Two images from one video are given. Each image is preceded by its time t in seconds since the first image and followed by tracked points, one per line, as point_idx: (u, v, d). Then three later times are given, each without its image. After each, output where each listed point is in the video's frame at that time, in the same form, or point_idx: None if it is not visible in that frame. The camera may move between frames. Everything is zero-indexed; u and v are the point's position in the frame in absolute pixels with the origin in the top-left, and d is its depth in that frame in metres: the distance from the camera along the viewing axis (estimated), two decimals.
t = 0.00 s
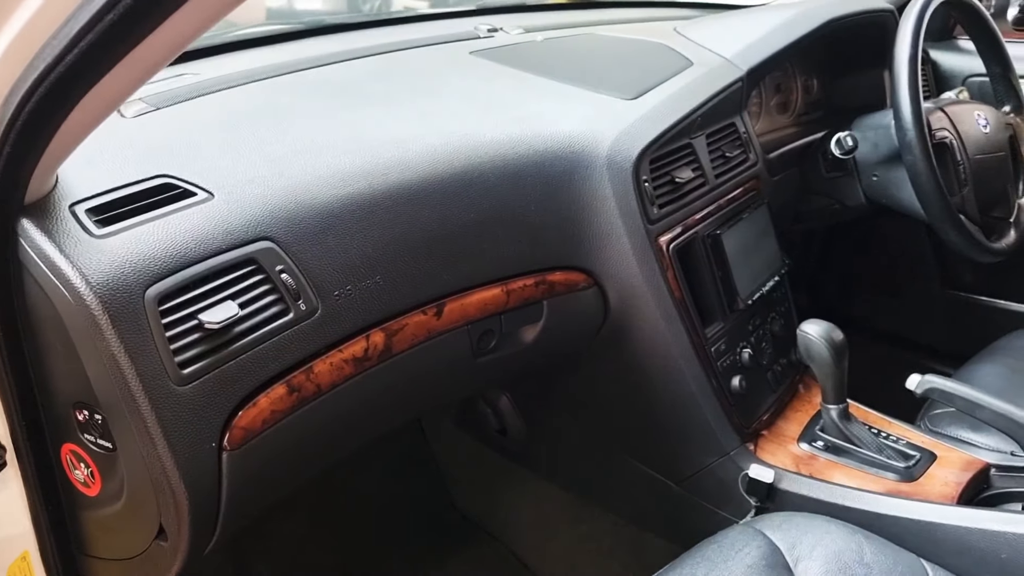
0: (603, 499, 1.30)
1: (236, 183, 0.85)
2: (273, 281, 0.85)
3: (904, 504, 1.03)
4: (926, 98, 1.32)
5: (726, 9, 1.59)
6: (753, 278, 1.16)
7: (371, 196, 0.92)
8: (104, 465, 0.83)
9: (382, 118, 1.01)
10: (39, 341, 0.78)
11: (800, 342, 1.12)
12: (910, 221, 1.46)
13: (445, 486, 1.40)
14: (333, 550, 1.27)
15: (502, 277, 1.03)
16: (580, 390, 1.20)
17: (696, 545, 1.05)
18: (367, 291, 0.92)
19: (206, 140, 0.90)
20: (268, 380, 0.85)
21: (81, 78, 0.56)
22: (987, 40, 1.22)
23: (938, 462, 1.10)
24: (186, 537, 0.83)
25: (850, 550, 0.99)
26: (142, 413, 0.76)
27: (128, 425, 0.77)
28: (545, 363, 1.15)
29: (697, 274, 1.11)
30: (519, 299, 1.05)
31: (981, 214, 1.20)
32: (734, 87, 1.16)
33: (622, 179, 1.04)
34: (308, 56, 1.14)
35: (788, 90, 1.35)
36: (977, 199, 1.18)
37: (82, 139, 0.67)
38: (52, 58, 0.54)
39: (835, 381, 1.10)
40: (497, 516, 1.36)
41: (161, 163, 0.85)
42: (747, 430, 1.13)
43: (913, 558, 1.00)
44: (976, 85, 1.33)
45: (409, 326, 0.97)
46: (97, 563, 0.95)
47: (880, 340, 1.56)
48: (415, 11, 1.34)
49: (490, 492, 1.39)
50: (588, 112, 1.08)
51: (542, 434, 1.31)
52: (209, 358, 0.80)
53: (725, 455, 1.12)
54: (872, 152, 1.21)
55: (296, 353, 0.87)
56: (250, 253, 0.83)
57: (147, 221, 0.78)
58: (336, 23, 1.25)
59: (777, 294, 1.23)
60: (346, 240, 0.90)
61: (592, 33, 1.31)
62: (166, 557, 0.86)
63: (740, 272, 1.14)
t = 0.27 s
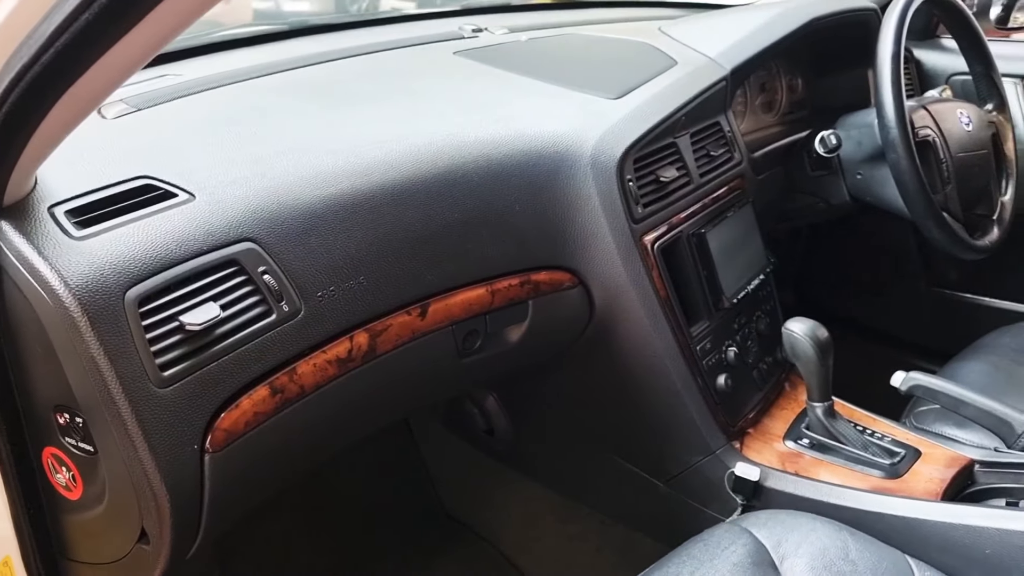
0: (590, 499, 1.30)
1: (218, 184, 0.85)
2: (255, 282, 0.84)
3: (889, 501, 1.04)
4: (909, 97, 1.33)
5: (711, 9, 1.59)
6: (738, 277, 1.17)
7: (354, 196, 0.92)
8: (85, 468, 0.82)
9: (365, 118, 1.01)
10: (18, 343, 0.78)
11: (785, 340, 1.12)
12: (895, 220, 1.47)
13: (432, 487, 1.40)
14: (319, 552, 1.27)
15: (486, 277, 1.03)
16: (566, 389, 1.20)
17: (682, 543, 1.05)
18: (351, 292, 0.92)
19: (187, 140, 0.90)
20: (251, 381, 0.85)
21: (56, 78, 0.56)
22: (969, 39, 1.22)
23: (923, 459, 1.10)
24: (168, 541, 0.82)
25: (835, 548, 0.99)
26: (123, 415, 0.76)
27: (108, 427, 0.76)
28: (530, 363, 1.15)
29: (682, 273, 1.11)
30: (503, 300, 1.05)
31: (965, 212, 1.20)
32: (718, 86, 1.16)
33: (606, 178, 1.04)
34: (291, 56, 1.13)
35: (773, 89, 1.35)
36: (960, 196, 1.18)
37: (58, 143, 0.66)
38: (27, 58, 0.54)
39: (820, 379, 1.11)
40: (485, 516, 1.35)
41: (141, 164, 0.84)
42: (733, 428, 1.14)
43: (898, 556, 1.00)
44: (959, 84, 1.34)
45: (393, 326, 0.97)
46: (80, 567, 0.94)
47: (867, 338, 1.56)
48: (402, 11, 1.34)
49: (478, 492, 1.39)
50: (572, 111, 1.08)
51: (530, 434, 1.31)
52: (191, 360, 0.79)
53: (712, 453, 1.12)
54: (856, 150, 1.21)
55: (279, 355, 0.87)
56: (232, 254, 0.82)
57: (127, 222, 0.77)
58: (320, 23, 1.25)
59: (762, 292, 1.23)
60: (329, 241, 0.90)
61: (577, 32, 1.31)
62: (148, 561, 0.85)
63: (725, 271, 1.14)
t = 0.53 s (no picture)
0: (573, 498, 1.30)
1: (191, 187, 0.84)
2: (229, 285, 0.84)
3: (868, 496, 1.05)
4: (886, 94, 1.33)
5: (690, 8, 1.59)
6: (717, 274, 1.17)
7: (329, 198, 0.91)
8: (59, 475, 0.82)
9: (340, 119, 1.00)
10: None
11: (765, 338, 1.12)
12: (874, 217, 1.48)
13: (415, 489, 1.39)
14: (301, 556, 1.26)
15: (464, 278, 1.03)
16: (547, 389, 1.20)
17: (664, 542, 1.05)
18: (327, 294, 0.91)
19: (159, 143, 0.89)
20: (226, 386, 0.84)
21: (19, 81, 0.55)
22: (945, 36, 1.23)
23: (902, 454, 1.11)
24: (142, 548, 0.82)
25: (814, 544, 0.99)
26: (95, 421, 0.75)
27: (81, 434, 0.76)
28: (510, 363, 1.14)
29: (661, 272, 1.11)
30: (481, 300, 1.05)
31: (942, 207, 1.20)
32: (696, 85, 1.17)
33: (583, 178, 1.04)
34: (266, 58, 1.12)
35: (750, 88, 1.36)
36: (937, 193, 1.18)
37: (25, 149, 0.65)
38: None
39: (800, 376, 1.11)
40: (468, 517, 1.35)
41: (113, 168, 0.84)
42: (713, 427, 1.14)
43: (877, 551, 1.01)
44: (936, 81, 1.35)
45: (370, 328, 0.96)
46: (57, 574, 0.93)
47: (847, 334, 1.57)
48: (384, 13, 1.34)
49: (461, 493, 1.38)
50: (549, 111, 1.08)
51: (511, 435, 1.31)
52: (164, 365, 0.79)
53: (692, 452, 1.12)
54: (834, 148, 1.22)
55: (254, 358, 0.86)
56: (205, 257, 0.82)
57: (98, 226, 0.77)
58: (297, 24, 1.24)
59: (742, 290, 1.23)
60: (304, 243, 0.89)
61: (555, 32, 1.31)
62: (122, 568, 0.85)
63: (704, 269, 1.15)
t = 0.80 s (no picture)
0: (555, 499, 1.30)
1: (162, 193, 0.83)
2: (201, 291, 0.83)
3: (847, 492, 1.05)
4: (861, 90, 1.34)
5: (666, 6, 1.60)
6: (694, 273, 1.17)
7: (303, 202, 0.90)
8: (31, 486, 0.82)
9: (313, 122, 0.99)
10: None
11: (743, 335, 1.13)
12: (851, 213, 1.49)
13: (398, 492, 1.39)
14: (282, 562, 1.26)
15: (440, 280, 1.03)
16: (526, 390, 1.20)
17: (645, 541, 1.05)
18: (301, 299, 0.91)
19: (129, 149, 0.88)
20: (199, 393, 0.84)
21: None
22: (917, 32, 1.24)
23: (880, 449, 1.12)
24: (115, 559, 0.81)
25: (794, 541, 0.99)
26: (65, 431, 0.74)
27: (52, 444, 0.75)
28: (489, 365, 1.14)
29: (638, 271, 1.11)
30: (458, 302, 1.05)
31: (917, 203, 1.21)
32: (671, 83, 1.17)
33: (559, 178, 1.04)
34: (239, 61, 1.12)
35: (727, 86, 1.36)
36: (912, 188, 1.19)
37: None
38: None
39: (778, 373, 1.11)
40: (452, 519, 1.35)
41: (81, 175, 0.82)
42: (693, 425, 1.14)
43: (855, 546, 1.01)
44: (910, 77, 1.36)
45: (346, 332, 0.96)
46: None
47: (826, 330, 1.58)
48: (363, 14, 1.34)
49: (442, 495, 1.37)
50: (525, 112, 1.07)
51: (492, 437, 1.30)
52: (135, 373, 0.78)
53: (672, 450, 1.12)
54: (810, 145, 1.22)
55: (228, 365, 0.85)
56: (176, 263, 0.81)
57: (65, 234, 0.75)
58: (269, 27, 1.23)
59: (720, 288, 1.23)
60: (277, 248, 0.88)
61: (531, 32, 1.30)
62: None
63: (681, 268, 1.15)
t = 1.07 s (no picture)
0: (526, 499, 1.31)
1: (118, 205, 0.81)
2: (161, 303, 0.82)
3: (812, 486, 1.07)
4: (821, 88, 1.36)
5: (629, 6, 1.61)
6: (656, 274, 1.17)
7: (265, 210, 0.90)
8: None
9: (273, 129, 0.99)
10: None
11: (707, 333, 1.14)
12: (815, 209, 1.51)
13: (370, 497, 1.39)
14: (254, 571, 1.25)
15: (404, 286, 1.03)
16: (495, 393, 1.20)
17: (614, 540, 1.06)
18: (263, 308, 0.90)
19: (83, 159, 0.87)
20: (160, 405, 0.83)
21: None
22: (874, 31, 1.25)
23: (844, 442, 1.14)
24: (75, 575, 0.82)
25: (760, 536, 1.01)
26: (21, 449, 0.73)
27: (8, 461, 0.74)
28: (457, 368, 1.14)
29: (602, 272, 1.11)
30: (423, 307, 1.05)
31: (876, 198, 1.23)
32: (633, 84, 1.17)
33: (521, 181, 1.04)
34: (198, 68, 1.11)
35: (690, 85, 1.36)
36: (871, 184, 1.21)
37: None
38: None
39: (743, 370, 1.13)
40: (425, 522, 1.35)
41: (33, 187, 0.81)
42: (660, 424, 1.16)
43: (820, 540, 1.03)
44: (869, 74, 1.38)
45: (310, 340, 0.95)
46: None
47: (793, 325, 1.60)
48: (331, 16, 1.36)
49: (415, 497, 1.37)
50: (486, 116, 1.08)
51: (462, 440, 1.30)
52: (93, 388, 0.77)
53: (640, 449, 1.13)
54: (771, 143, 1.24)
55: (189, 376, 0.85)
56: (135, 275, 0.79)
57: (18, 248, 0.73)
58: (229, 33, 1.22)
59: (685, 287, 1.25)
60: (238, 258, 0.87)
61: (493, 34, 1.31)
62: None
63: (646, 268, 1.16)
